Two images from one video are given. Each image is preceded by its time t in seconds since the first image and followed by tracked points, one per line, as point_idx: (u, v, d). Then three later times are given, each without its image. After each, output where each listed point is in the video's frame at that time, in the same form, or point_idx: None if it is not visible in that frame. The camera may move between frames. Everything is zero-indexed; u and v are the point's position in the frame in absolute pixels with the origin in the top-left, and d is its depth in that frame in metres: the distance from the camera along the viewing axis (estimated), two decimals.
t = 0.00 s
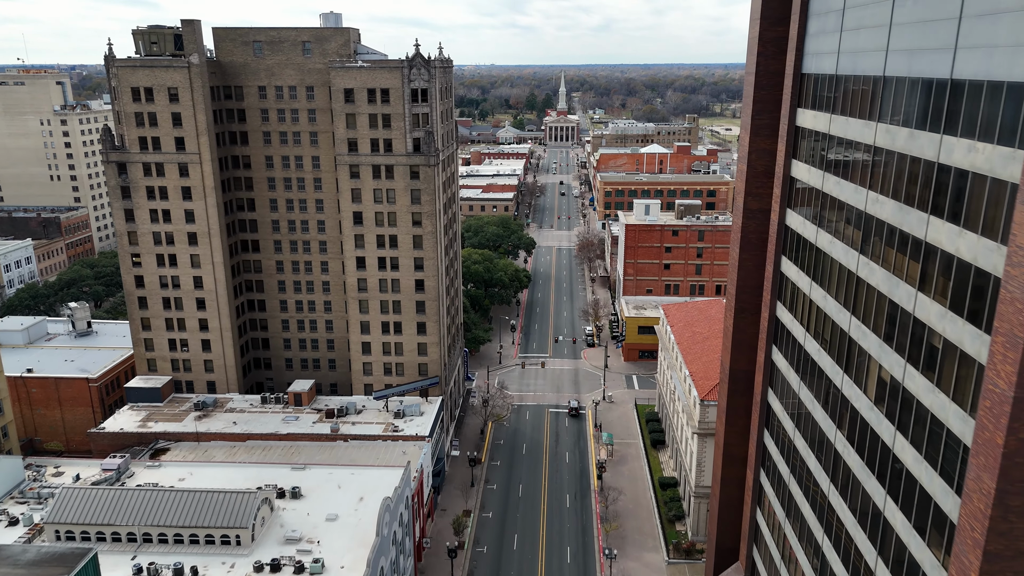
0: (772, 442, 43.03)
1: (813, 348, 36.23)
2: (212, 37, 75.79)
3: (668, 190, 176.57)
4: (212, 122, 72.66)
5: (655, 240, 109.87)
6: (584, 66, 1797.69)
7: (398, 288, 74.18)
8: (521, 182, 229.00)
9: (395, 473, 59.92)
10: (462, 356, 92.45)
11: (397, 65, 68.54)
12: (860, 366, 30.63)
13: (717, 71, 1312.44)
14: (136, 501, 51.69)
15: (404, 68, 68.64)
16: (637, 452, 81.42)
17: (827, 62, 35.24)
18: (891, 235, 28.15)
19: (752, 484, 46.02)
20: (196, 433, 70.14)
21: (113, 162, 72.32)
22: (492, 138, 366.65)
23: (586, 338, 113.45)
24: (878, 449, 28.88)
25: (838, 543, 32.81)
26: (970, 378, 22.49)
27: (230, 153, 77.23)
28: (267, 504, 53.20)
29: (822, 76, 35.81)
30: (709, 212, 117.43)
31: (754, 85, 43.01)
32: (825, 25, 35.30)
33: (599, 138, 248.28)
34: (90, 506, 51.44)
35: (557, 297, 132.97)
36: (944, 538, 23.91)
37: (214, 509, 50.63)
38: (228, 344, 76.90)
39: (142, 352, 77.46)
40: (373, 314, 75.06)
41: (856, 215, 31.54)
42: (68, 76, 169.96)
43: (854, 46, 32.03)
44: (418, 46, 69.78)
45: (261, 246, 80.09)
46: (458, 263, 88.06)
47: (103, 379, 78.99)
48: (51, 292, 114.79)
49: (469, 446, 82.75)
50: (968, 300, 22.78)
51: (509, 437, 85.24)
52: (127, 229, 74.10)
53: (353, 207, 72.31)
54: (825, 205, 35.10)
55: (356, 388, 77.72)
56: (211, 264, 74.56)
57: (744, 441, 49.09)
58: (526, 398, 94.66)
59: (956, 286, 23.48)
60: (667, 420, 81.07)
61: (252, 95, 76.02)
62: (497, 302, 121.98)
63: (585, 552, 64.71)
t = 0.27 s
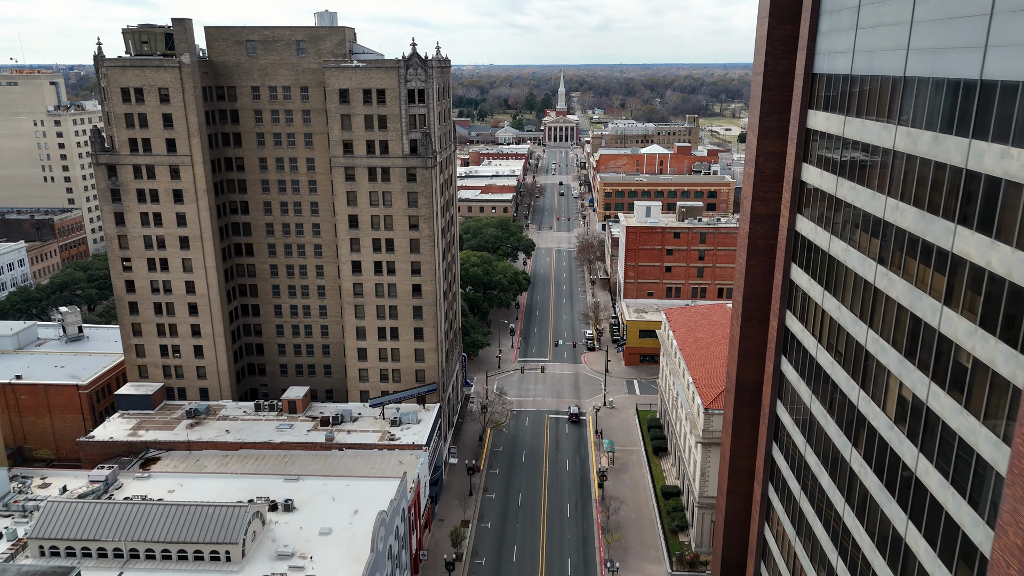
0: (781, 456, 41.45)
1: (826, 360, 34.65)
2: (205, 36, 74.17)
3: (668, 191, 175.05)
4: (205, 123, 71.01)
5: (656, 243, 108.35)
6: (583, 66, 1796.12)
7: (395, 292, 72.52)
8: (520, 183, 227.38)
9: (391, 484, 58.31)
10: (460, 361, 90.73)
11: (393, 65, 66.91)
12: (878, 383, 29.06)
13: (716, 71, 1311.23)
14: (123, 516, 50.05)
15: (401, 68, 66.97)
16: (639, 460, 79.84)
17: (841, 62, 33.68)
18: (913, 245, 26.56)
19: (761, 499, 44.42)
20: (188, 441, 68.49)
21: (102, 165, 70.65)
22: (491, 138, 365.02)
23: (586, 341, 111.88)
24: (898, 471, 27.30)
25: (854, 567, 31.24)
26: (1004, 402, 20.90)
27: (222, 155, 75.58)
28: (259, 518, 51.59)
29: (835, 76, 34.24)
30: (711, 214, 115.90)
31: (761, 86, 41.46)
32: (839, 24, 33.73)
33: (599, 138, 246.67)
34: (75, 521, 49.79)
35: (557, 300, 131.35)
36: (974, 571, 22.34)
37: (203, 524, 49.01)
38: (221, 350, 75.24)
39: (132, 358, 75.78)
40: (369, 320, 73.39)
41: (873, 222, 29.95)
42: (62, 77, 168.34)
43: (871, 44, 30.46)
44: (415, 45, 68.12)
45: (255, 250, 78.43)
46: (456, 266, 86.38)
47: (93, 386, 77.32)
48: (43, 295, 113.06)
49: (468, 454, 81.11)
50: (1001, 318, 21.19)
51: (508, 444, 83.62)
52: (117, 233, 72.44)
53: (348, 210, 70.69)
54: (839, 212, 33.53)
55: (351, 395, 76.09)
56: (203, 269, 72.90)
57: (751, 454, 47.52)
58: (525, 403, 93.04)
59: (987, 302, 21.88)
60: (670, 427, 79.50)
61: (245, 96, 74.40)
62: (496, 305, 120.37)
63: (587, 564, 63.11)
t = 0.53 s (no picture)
0: (790, 472, 39.85)
1: (839, 374, 33.06)
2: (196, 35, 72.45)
3: (668, 192, 173.41)
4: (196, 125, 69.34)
5: (657, 245, 106.79)
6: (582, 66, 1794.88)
7: (391, 298, 70.87)
8: (519, 184, 225.76)
9: (387, 496, 56.66)
10: (458, 366, 89.07)
11: (389, 65, 65.22)
12: (898, 401, 27.47)
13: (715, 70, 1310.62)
14: (109, 531, 48.43)
15: (396, 68, 65.28)
16: (640, 468, 78.29)
17: (856, 62, 32.06)
18: (937, 256, 24.98)
19: (769, 515, 42.83)
20: (179, 451, 66.85)
21: (91, 167, 68.96)
22: (490, 138, 363.34)
23: (586, 345, 110.26)
24: (921, 496, 25.72)
25: None
26: None
27: (214, 157, 73.90)
28: (250, 533, 49.98)
29: (850, 77, 32.61)
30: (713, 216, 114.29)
31: (770, 87, 39.88)
32: (854, 21, 32.13)
33: (598, 139, 245.05)
34: (58, 537, 48.14)
35: (556, 303, 129.69)
36: None
37: (192, 540, 47.39)
38: (213, 356, 73.59)
39: (122, 365, 74.10)
40: (364, 326, 71.75)
41: (892, 231, 28.35)
42: (55, 77, 166.50)
43: (890, 43, 28.83)
44: (411, 44, 66.44)
45: (248, 254, 76.77)
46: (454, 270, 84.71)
47: (83, 393, 75.62)
48: (35, 299, 111.26)
49: (466, 462, 79.51)
50: None
51: (507, 452, 82.00)
52: (107, 237, 70.76)
53: (343, 214, 69.05)
54: (854, 219, 31.91)
55: (347, 403, 74.46)
56: (195, 274, 71.24)
57: (759, 467, 45.94)
58: (524, 409, 91.42)
59: (1021, 321, 20.31)
60: (672, 434, 77.92)
61: (238, 97, 72.75)
62: (495, 309, 118.70)
63: None
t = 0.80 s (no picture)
0: (801, 489, 38.22)
1: (855, 391, 31.44)
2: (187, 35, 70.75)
3: (669, 194, 171.96)
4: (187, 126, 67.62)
5: (659, 248, 105.17)
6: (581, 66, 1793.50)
7: (387, 304, 69.18)
8: (519, 185, 224.14)
9: (382, 510, 54.99)
10: (457, 372, 87.37)
11: (384, 65, 63.50)
12: (922, 423, 25.85)
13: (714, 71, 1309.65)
14: (94, 548, 46.76)
15: (392, 68, 63.55)
16: (642, 477, 76.67)
17: (873, 62, 30.41)
18: (965, 270, 23.37)
19: (778, 533, 41.19)
20: (169, 461, 65.16)
21: (79, 170, 67.25)
22: (489, 138, 361.72)
23: (586, 350, 108.59)
24: (948, 525, 24.10)
25: None
26: None
27: (206, 160, 72.22)
28: (240, 550, 48.30)
29: (867, 78, 30.96)
30: (715, 219, 112.74)
31: (779, 89, 38.30)
32: (871, 19, 30.50)
33: (598, 140, 243.48)
34: (41, 554, 46.47)
35: (556, 307, 128.00)
36: None
37: (179, 558, 45.74)
38: (205, 364, 71.92)
39: (112, 373, 72.39)
40: (360, 332, 70.07)
41: (915, 242, 26.72)
42: (49, 77, 164.66)
43: (912, 43, 27.17)
44: (407, 44, 64.73)
45: (242, 259, 75.10)
46: (451, 274, 83.03)
47: (72, 401, 73.89)
48: (26, 303, 109.58)
49: (464, 471, 77.86)
50: None
51: (506, 460, 80.37)
52: (95, 242, 69.05)
53: (337, 218, 67.38)
54: (870, 228, 30.31)
55: (342, 411, 72.79)
56: (186, 279, 69.56)
57: (767, 483, 44.31)
58: (523, 416, 89.73)
59: None
60: (674, 442, 76.32)
61: (230, 98, 71.06)
62: (494, 312, 116.98)
63: None
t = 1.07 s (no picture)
0: (812, 508, 36.58)
1: (873, 408, 29.83)
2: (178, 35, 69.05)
3: (669, 195, 170.54)
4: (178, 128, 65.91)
5: (660, 251, 103.56)
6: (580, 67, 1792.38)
7: (383, 310, 67.48)
8: (518, 186, 222.58)
9: (377, 524, 53.30)
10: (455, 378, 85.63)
11: (380, 65, 61.82)
12: (949, 447, 24.21)
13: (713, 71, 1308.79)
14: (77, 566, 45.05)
15: (388, 69, 61.87)
16: (644, 486, 75.02)
17: (893, 62, 28.75)
18: (998, 286, 21.73)
19: (788, 553, 39.55)
20: (159, 472, 63.42)
21: (66, 173, 65.56)
22: (488, 139, 360.16)
23: (586, 354, 106.91)
24: (979, 558, 22.47)
25: None
26: None
27: (198, 163, 70.49)
28: (229, 567, 46.59)
29: (886, 79, 29.32)
30: (717, 222, 111.16)
31: (790, 90, 36.70)
32: (891, 17, 28.85)
33: (598, 141, 241.94)
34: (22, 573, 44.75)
35: (556, 310, 126.30)
36: None
37: None
38: (197, 371, 70.21)
39: (101, 381, 70.65)
40: (355, 339, 68.33)
41: (940, 255, 25.06)
42: (42, 78, 162.87)
43: (937, 42, 25.50)
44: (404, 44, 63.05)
45: (234, 264, 73.39)
46: (450, 279, 81.36)
47: (60, 410, 72.17)
48: (17, 307, 107.85)
49: (462, 481, 76.19)
50: None
51: (505, 469, 78.72)
52: (84, 247, 67.33)
53: (332, 222, 65.68)
54: (890, 237, 28.68)
55: (337, 420, 71.07)
56: (176, 285, 67.81)
57: (776, 499, 42.67)
58: (522, 423, 88.07)
59: None
60: (677, 451, 74.67)
61: (222, 99, 69.36)
62: (493, 317, 115.28)
63: None
